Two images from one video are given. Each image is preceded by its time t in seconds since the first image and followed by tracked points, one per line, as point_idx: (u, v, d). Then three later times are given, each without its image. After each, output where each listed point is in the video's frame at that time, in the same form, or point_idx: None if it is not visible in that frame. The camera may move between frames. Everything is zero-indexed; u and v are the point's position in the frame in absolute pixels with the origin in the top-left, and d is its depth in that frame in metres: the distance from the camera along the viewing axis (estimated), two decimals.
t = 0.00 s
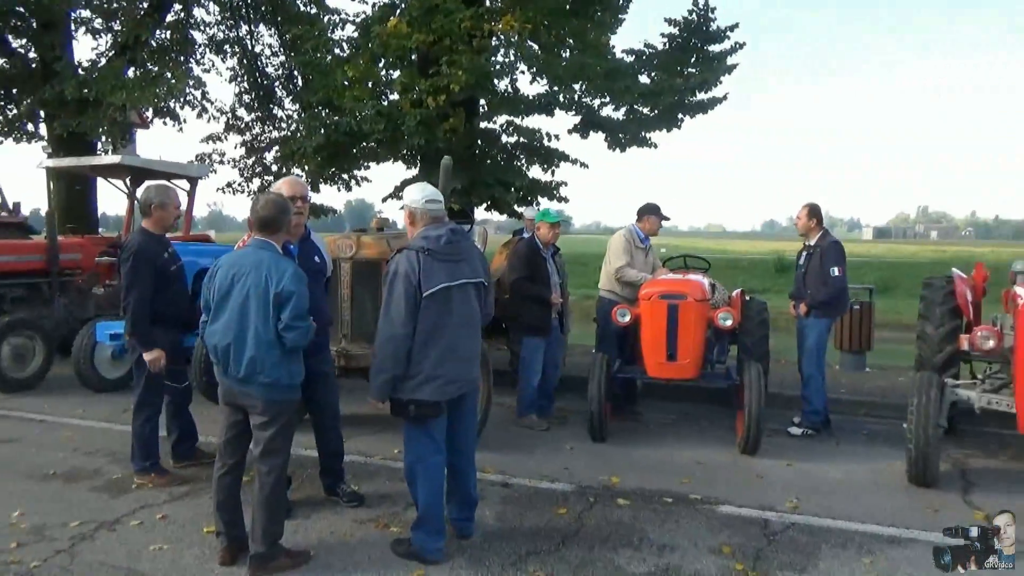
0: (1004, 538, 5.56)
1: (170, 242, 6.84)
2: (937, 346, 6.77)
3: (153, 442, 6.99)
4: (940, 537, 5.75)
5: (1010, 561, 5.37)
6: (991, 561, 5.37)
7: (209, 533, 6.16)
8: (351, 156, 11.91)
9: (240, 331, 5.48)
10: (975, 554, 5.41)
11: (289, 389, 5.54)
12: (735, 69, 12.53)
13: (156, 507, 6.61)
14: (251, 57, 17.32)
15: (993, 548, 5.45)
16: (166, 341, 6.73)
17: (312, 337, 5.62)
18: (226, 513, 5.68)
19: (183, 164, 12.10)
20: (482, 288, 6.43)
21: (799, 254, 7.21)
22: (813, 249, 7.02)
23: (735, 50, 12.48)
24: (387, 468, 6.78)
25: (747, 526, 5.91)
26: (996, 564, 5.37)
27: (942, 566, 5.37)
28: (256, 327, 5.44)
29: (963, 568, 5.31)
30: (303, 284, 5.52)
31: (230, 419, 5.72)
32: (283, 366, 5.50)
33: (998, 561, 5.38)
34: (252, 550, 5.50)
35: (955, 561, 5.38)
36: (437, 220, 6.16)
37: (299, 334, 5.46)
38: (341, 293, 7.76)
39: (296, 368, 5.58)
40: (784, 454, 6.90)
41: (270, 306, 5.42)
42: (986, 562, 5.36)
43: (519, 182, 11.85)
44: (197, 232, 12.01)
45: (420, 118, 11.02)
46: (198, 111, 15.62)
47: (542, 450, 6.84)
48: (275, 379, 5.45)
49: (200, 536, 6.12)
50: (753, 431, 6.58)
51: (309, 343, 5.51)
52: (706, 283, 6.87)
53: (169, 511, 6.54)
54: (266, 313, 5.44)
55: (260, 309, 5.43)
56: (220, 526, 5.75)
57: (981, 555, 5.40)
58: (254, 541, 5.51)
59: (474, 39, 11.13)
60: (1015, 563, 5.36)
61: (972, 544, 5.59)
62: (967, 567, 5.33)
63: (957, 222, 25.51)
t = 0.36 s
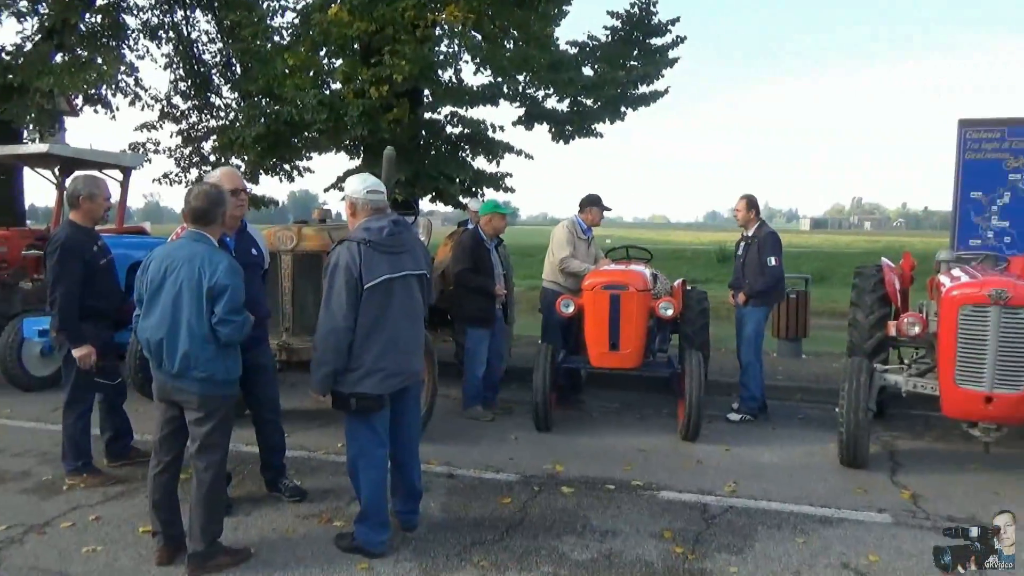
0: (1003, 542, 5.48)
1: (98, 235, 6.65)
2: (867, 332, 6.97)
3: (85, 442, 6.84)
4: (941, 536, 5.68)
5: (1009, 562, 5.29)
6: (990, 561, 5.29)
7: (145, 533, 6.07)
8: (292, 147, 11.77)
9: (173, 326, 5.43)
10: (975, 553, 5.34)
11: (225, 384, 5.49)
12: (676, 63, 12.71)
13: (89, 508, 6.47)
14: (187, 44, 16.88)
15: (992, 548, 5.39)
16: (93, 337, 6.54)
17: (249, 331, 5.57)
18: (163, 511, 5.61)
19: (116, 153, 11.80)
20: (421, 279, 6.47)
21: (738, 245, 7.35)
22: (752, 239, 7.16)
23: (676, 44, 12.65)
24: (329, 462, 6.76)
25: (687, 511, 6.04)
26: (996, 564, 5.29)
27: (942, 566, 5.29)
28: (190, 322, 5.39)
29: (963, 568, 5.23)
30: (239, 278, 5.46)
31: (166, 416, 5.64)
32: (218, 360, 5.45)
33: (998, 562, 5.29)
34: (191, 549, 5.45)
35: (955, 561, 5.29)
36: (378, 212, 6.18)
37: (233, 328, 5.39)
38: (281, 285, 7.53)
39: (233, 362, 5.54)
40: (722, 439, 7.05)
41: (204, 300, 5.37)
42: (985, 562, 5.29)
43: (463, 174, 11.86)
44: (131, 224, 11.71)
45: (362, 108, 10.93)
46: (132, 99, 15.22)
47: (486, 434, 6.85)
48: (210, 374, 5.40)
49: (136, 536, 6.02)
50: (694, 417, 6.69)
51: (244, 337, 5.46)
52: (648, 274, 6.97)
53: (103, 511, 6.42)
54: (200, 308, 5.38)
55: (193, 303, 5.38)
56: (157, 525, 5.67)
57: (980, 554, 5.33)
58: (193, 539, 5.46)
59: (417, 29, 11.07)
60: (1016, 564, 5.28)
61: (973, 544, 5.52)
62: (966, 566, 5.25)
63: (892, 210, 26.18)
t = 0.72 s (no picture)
0: (1002, 541, 5.32)
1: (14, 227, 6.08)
2: (832, 323, 6.78)
3: (5, 451, 6.32)
4: (938, 536, 5.49)
5: (1010, 562, 5.11)
6: (991, 561, 5.12)
7: (70, 550, 5.60)
8: (230, 131, 11.27)
9: (98, 325, 4.97)
10: (975, 553, 5.17)
11: (157, 387, 5.05)
12: (635, 45, 12.41)
13: (9, 523, 5.96)
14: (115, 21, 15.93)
15: (991, 547, 5.22)
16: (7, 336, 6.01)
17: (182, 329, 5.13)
18: (90, 526, 5.16)
19: (35, 139, 11.13)
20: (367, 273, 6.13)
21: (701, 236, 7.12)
22: (715, 230, 6.94)
23: (635, 26, 12.35)
24: (273, 469, 6.35)
25: (651, 512, 5.78)
26: (996, 564, 5.12)
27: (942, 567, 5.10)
28: (116, 321, 4.94)
29: (965, 569, 5.06)
30: (169, 271, 5.02)
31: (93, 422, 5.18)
32: (149, 361, 5.01)
33: (999, 562, 5.12)
34: (120, 566, 5.01)
35: (957, 561, 5.10)
36: (327, 202, 6.11)
37: (163, 327, 4.96)
38: (219, 279, 7.01)
39: (165, 363, 5.10)
40: (684, 436, 6.81)
41: (131, 296, 4.92)
42: (986, 562, 5.11)
43: (413, 161, 11.45)
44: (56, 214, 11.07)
45: (305, 91, 10.42)
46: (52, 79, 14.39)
47: (439, 436, 6.50)
48: (140, 376, 4.96)
49: (61, 553, 5.55)
50: (656, 414, 6.44)
51: (176, 336, 5.03)
52: (608, 266, 6.68)
53: (25, 526, 5.92)
54: (127, 306, 4.93)
55: (119, 300, 4.93)
56: (82, 541, 5.22)
57: (980, 554, 5.16)
58: (122, 556, 5.02)
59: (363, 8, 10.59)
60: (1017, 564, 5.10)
61: (971, 544, 5.33)
62: (968, 567, 5.07)
63: (844, 200, 26.22)
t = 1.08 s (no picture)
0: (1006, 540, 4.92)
1: None
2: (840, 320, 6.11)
3: None
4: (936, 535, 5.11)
5: (1012, 563, 4.75)
6: (992, 561, 4.77)
7: None
8: (163, 108, 9.77)
9: (7, 330, 4.20)
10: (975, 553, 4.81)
11: (79, 401, 4.30)
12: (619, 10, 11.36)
13: None
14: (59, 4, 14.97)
15: (992, 547, 4.85)
16: None
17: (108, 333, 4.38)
18: None
19: None
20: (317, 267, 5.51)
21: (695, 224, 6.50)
22: (710, 217, 6.30)
23: None
24: (215, 491, 5.60)
25: (640, 533, 5.09)
26: (997, 565, 4.77)
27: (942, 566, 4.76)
28: (28, 325, 4.17)
29: (966, 570, 4.70)
30: (91, 266, 4.25)
31: None
32: (69, 372, 4.26)
33: (1000, 562, 4.77)
34: None
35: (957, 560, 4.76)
36: (271, 186, 5.42)
37: (84, 332, 4.20)
38: (149, 277, 6.26)
39: (89, 372, 4.35)
40: (677, 448, 6.13)
41: (45, 296, 4.15)
42: (986, 563, 4.76)
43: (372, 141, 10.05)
44: None
45: (247, 61, 9.10)
46: None
47: (404, 451, 5.78)
48: (57, 389, 4.20)
49: None
50: (646, 422, 5.76)
51: (99, 342, 4.27)
52: (591, 257, 6.00)
53: None
54: (40, 306, 4.16)
55: (30, 301, 4.15)
56: None
57: (980, 554, 4.81)
58: None
59: None
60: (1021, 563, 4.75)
61: (970, 544, 4.98)
62: (969, 567, 4.73)
63: (833, 190, 25.50)
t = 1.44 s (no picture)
0: (1004, 533, 4.56)
1: None
2: (858, 319, 5.48)
3: None
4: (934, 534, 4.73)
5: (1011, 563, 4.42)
6: (991, 561, 4.43)
7: None
8: (90, 82, 8.12)
9: None
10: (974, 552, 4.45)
11: None
12: None
13: None
14: None
15: (992, 545, 4.50)
16: None
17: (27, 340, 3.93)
18: None
19: None
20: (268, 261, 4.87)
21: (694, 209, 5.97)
22: (714, 202, 5.78)
23: None
24: (156, 519, 4.96)
25: (634, 558, 4.41)
26: (996, 565, 4.43)
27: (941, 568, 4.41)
28: None
29: (965, 570, 4.36)
30: (7, 264, 3.83)
31: None
32: None
33: (1000, 561, 4.43)
34: None
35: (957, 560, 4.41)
36: (213, 171, 4.75)
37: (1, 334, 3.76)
38: (76, 273, 5.65)
39: (8, 383, 3.85)
40: (677, 464, 5.47)
41: None
42: (985, 563, 4.42)
43: (331, 118, 8.43)
44: None
45: (185, 27, 7.57)
46: None
47: (369, 468, 5.13)
48: None
49: None
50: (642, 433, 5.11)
51: (18, 346, 3.82)
52: (579, 249, 5.37)
53: None
54: None
55: None
56: None
57: (980, 553, 4.46)
58: None
59: None
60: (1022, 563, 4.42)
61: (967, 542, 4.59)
62: (968, 567, 4.38)
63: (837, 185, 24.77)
